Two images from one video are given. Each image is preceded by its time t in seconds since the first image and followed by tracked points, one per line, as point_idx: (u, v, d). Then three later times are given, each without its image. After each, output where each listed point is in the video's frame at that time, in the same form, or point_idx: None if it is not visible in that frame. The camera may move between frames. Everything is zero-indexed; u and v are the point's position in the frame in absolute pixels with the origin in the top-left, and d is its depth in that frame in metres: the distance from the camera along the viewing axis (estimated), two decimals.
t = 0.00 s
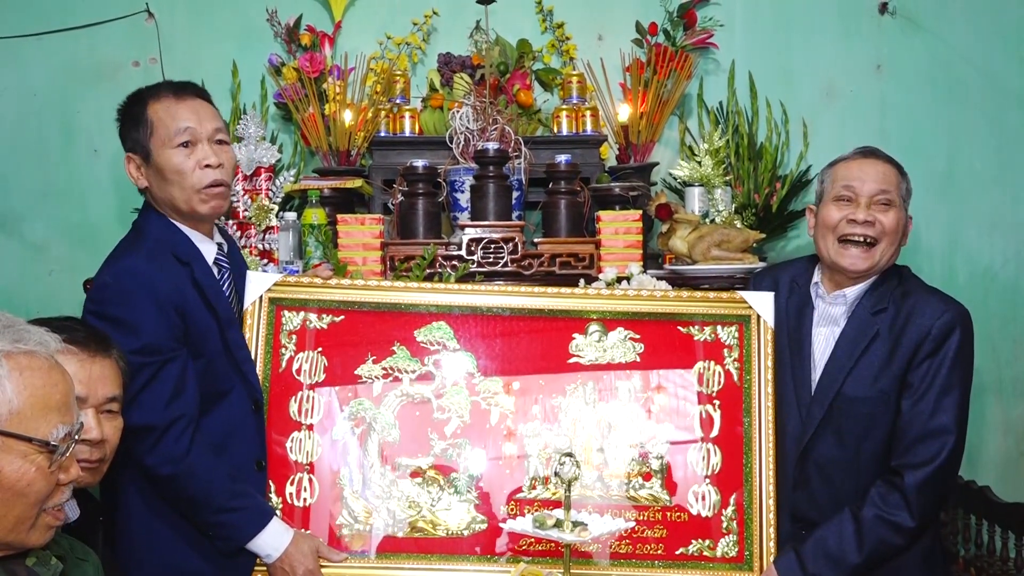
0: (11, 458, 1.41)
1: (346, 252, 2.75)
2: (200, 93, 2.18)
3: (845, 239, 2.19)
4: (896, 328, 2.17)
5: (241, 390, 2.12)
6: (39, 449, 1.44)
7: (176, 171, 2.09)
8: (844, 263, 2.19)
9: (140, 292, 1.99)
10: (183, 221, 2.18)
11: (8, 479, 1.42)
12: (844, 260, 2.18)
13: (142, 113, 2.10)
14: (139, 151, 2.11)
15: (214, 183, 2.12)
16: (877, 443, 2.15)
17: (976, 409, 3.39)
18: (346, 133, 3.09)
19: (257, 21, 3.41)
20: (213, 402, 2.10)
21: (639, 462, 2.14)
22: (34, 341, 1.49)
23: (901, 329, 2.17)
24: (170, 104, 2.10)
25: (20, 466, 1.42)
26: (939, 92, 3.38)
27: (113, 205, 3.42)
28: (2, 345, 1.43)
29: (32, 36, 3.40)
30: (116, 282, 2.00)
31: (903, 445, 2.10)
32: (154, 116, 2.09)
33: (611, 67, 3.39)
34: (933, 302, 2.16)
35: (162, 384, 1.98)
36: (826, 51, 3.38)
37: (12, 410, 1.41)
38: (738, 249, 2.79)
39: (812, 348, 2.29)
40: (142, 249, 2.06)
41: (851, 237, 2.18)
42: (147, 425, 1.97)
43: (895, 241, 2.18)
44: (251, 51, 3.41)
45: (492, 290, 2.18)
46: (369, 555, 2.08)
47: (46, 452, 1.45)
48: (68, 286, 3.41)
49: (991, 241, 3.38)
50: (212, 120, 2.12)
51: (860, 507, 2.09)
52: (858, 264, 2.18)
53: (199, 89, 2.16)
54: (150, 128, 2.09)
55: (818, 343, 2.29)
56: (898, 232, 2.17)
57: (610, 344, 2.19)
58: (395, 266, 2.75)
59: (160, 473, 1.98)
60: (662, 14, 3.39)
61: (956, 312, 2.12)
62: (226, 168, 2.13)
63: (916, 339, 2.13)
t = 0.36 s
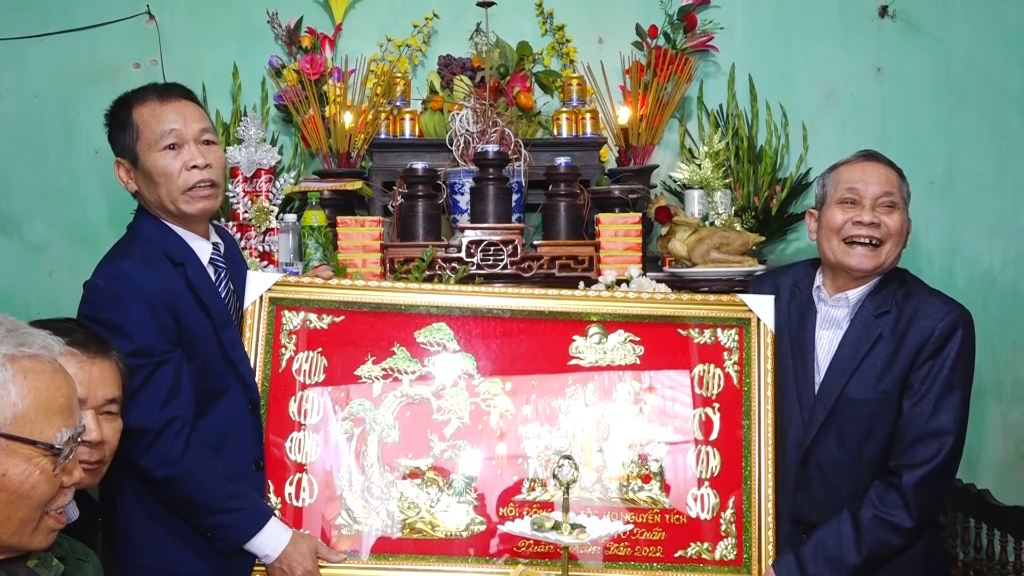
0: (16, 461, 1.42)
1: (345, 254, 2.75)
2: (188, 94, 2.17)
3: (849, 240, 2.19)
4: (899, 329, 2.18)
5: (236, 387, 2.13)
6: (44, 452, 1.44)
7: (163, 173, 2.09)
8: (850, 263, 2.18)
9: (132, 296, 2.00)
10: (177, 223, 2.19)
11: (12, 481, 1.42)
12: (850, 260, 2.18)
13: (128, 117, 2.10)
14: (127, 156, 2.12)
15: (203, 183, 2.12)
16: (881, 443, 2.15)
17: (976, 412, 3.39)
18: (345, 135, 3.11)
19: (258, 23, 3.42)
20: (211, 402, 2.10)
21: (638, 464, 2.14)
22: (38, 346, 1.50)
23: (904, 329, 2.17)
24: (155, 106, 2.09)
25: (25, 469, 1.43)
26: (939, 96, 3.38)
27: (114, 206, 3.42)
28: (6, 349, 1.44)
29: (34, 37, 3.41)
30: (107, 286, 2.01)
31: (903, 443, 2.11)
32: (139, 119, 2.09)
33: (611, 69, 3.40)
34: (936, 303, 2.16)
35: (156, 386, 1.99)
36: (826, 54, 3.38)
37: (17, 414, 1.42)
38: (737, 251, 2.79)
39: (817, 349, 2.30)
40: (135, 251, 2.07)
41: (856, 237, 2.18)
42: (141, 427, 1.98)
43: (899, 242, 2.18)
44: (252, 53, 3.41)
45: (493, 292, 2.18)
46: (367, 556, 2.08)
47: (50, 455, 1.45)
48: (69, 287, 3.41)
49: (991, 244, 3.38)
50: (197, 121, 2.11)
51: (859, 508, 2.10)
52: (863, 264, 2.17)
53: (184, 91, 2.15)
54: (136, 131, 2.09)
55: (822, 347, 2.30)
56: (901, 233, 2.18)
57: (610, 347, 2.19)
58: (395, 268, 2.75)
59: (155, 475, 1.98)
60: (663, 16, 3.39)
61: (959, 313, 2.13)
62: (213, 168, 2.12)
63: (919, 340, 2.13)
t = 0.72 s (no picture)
0: (25, 463, 1.42)
1: (346, 256, 2.74)
2: (190, 98, 2.12)
3: (845, 245, 2.19)
4: (899, 328, 2.17)
5: (235, 391, 2.11)
6: (52, 455, 1.44)
7: (159, 180, 2.05)
8: (845, 268, 2.18)
9: (122, 299, 1.98)
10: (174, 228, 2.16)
11: (21, 484, 1.42)
12: (845, 265, 2.18)
13: (127, 119, 2.06)
14: (125, 158, 2.08)
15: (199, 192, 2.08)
16: (880, 442, 2.15)
17: (977, 415, 3.39)
18: (347, 137, 3.11)
19: (259, 25, 3.42)
20: (207, 404, 2.09)
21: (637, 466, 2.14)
22: (48, 347, 1.50)
23: (904, 328, 2.17)
24: (153, 111, 2.05)
25: (34, 471, 1.43)
26: (941, 99, 3.38)
27: (115, 208, 3.43)
28: (15, 352, 1.44)
29: (35, 38, 3.41)
30: (99, 290, 2.00)
31: (902, 443, 2.12)
32: (137, 123, 2.05)
33: (612, 72, 3.40)
34: (935, 303, 2.17)
35: (152, 388, 1.98)
36: (827, 57, 3.38)
37: (26, 416, 1.42)
38: (739, 253, 2.79)
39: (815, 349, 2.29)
40: (128, 254, 2.05)
41: (851, 242, 2.17)
42: (137, 431, 1.97)
43: (894, 245, 2.18)
44: (254, 55, 3.42)
45: (492, 294, 2.18)
46: (366, 558, 2.08)
47: (59, 458, 1.45)
48: (70, 288, 3.42)
49: (992, 246, 3.37)
50: (196, 128, 2.07)
51: (859, 508, 2.10)
52: (859, 268, 2.17)
53: (186, 94, 2.11)
54: (134, 135, 2.05)
55: (821, 347, 2.29)
56: (896, 236, 2.18)
57: (609, 349, 2.19)
58: (395, 270, 2.76)
59: (152, 478, 1.98)
60: (664, 19, 3.39)
61: (958, 312, 2.14)
62: (209, 177, 2.08)
63: (920, 338, 2.14)
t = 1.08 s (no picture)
0: (31, 468, 1.42)
1: (347, 259, 2.76)
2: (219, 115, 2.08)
3: (850, 249, 2.18)
4: (903, 330, 2.17)
5: (239, 400, 2.09)
6: (58, 460, 1.44)
7: (174, 195, 2.02)
8: (851, 273, 2.18)
9: (126, 305, 1.95)
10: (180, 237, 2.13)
11: (26, 488, 1.42)
12: (851, 270, 2.18)
13: (154, 127, 2.01)
14: (143, 163, 2.04)
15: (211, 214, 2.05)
16: (883, 444, 2.15)
17: (980, 416, 3.38)
18: (348, 140, 3.14)
19: (260, 29, 3.42)
20: (210, 413, 2.06)
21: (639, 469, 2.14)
22: (54, 352, 1.50)
23: (909, 330, 2.17)
24: (181, 124, 2.01)
25: (40, 475, 1.43)
26: (942, 100, 3.38)
27: (116, 211, 3.43)
28: (21, 356, 1.44)
29: (37, 43, 3.42)
30: (104, 297, 1.96)
31: (907, 445, 2.12)
32: (162, 133, 2.01)
33: (613, 74, 3.39)
34: (939, 304, 2.17)
35: (157, 396, 1.95)
36: (828, 59, 3.38)
37: (32, 421, 1.42)
38: (740, 256, 2.79)
39: (818, 351, 2.30)
40: (132, 262, 2.01)
41: (856, 247, 2.17)
42: (142, 439, 1.94)
43: (899, 249, 2.18)
44: (255, 59, 3.42)
45: (492, 299, 2.19)
46: (369, 562, 2.08)
47: (64, 462, 1.45)
48: (72, 292, 3.42)
49: (994, 248, 3.37)
50: (220, 149, 2.03)
51: (864, 509, 2.10)
52: (864, 273, 2.17)
53: (215, 109, 2.07)
54: (157, 143, 2.01)
55: (824, 350, 2.30)
56: (901, 240, 2.18)
57: (610, 352, 2.19)
58: (397, 273, 2.73)
59: (156, 486, 1.95)
60: (665, 21, 3.39)
61: (963, 315, 2.14)
62: (224, 201, 2.05)
63: (925, 341, 2.14)
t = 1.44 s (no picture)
0: (33, 469, 1.42)
1: (349, 260, 2.77)
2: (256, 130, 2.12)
3: (846, 244, 2.18)
4: (904, 330, 2.17)
5: (241, 407, 2.09)
6: (60, 460, 1.44)
7: (221, 203, 2.02)
8: (847, 267, 2.18)
9: (129, 310, 1.94)
10: (185, 240, 2.09)
11: (29, 489, 1.42)
12: (847, 264, 2.18)
13: (210, 133, 2.00)
14: (188, 165, 1.99)
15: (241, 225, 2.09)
16: (883, 444, 2.15)
17: (981, 416, 3.38)
18: (348, 141, 3.14)
19: (261, 30, 3.42)
20: (211, 417, 2.07)
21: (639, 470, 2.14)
22: (55, 354, 1.49)
23: (909, 330, 2.17)
24: (238, 136, 2.03)
25: (42, 476, 1.43)
26: (942, 100, 3.37)
27: (116, 213, 3.43)
28: (22, 357, 1.44)
29: (37, 45, 3.42)
30: (110, 302, 1.95)
31: (908, 446, 2.11)
32: (219, 141, 2.00)
33: (614, 74, 3.39)
34: (939, 305, 2.17)
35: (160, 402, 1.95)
36: (828, 59, 3.38)
37: (34, 422, 1.42)
38: (741, 256, 2.78)
39: (818, 350, 2.29)
40: (137, 264, 2.00)
41: (853, 242, 2.17)
42: (145, 445, 1.93)
43: (895, 244, 2.17)
44: (255, 60, 3.42)
45: (491, 302, 2.19)
46: (371, 566, 2.08)
47: (67, 463, 1.45)
48: (73, 294, 3.42)
49: (995, 247, 3.37)
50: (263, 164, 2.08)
51: (866, 509, 2.10)
52: (861, 267, 2.17)
53: (255, 124, 2.11)
54: (213, 151, 1.99)
55: (823, 350, 2.29)
56: (896, 235, 2.17)
57: (609, 354, 2.19)
58: (398, 274, 2.71)
59: (159, 492, 1.94)
60: (665, 21, 3.39)
61: (963, 315, 2.14)
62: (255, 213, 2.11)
63: (924, 342, 2.14)
